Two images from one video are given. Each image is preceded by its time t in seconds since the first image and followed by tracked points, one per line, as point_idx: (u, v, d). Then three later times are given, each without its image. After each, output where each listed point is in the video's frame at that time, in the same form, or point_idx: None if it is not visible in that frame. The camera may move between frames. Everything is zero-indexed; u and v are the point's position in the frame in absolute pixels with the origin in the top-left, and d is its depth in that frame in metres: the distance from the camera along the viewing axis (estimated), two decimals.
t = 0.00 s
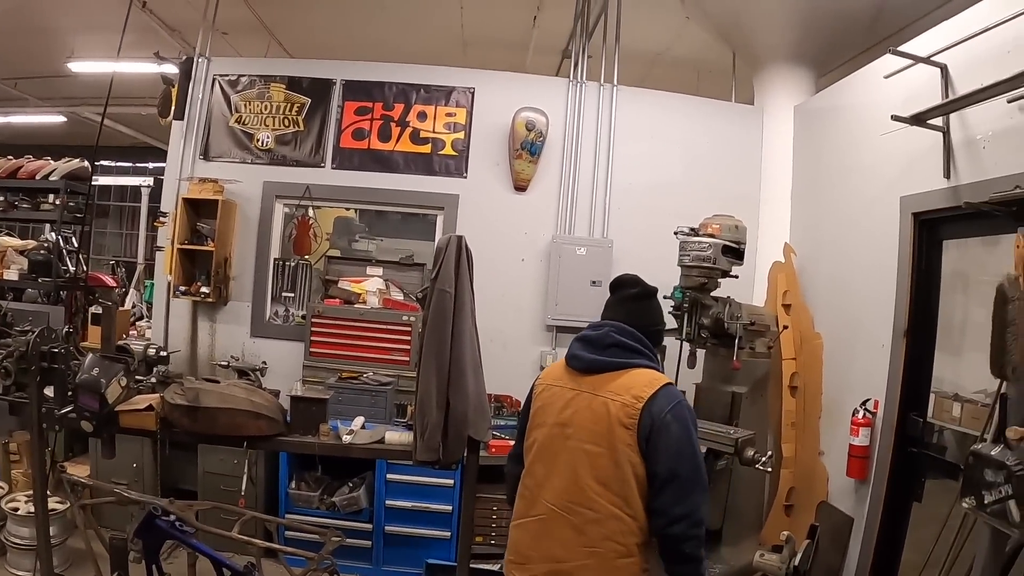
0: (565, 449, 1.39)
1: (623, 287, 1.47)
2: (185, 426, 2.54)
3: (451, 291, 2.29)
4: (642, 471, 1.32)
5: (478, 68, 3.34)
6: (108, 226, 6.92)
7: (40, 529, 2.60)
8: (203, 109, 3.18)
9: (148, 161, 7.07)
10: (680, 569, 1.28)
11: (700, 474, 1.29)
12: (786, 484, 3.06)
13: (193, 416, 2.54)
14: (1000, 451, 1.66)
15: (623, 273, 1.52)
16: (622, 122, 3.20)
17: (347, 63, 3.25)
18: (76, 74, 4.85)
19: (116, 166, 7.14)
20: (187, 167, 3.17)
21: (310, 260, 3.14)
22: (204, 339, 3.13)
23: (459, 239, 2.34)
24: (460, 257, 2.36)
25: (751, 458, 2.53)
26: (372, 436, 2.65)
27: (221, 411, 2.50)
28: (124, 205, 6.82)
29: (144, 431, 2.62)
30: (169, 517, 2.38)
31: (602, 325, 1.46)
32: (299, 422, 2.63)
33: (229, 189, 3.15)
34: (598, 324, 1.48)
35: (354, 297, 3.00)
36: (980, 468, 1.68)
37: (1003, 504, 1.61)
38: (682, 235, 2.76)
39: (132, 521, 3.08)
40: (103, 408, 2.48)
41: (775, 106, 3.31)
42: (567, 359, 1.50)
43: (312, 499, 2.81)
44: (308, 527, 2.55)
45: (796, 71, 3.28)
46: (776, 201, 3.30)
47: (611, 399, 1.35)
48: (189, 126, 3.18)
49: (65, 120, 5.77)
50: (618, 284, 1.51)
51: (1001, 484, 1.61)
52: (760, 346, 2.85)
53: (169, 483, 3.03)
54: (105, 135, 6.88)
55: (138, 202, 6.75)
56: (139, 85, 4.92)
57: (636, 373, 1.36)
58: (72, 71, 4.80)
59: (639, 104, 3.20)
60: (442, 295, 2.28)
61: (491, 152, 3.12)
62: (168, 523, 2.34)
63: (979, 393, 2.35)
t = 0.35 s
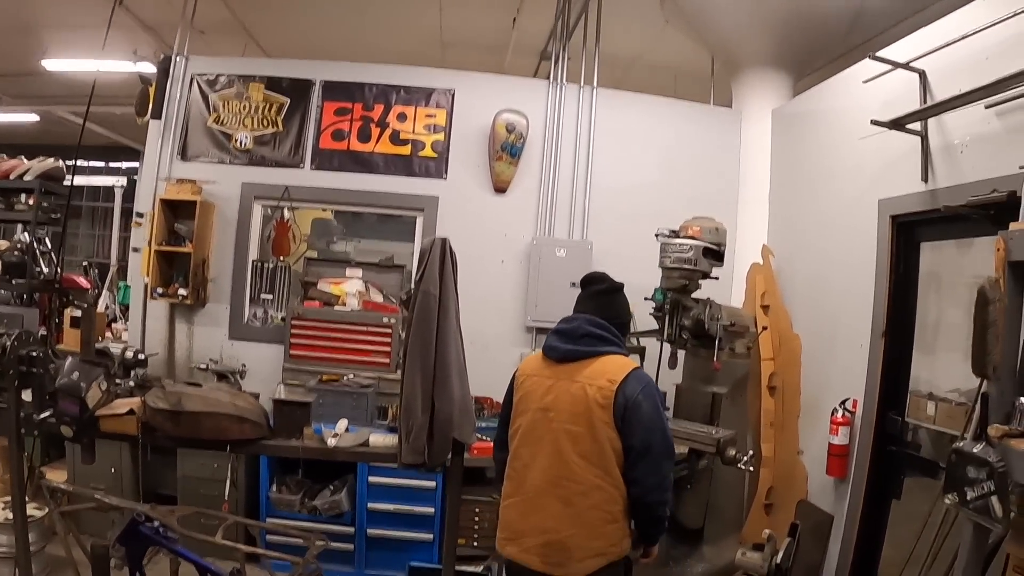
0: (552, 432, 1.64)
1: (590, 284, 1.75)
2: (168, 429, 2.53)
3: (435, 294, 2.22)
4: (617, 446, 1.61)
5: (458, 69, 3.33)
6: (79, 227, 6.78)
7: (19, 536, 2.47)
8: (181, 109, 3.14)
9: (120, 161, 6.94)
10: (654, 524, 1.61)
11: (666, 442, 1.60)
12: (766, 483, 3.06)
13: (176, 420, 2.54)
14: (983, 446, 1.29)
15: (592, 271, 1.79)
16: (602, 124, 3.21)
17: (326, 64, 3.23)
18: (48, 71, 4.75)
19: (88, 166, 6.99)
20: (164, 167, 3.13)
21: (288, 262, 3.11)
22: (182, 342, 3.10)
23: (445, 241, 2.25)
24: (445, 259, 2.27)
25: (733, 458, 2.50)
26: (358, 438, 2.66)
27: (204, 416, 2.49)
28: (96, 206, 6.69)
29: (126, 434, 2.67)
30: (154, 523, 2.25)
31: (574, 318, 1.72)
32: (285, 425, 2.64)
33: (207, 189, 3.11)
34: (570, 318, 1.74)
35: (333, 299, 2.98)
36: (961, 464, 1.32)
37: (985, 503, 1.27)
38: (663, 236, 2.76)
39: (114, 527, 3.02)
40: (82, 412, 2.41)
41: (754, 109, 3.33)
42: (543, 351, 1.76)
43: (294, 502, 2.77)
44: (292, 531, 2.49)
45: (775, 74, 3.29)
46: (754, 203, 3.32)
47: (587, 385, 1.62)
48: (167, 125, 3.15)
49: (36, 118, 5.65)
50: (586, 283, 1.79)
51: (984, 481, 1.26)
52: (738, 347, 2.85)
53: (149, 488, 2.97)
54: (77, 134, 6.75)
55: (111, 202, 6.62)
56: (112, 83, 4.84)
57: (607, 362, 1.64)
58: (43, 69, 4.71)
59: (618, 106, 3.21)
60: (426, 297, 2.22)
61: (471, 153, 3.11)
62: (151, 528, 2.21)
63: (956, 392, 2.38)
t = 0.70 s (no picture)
0: (550, 419, 1.81)
1: (577, 280, 1.93)
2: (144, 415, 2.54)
3: (410, 282, 2.16)
4: (611, 431, 1.79)
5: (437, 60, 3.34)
6: (54, 216, 6.72)
7: None
8: (158, 96, 3.12)
9: (98, 150, 6.88)
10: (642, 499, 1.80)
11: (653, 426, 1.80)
12: (738, 472, 3.03)
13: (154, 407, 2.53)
14: (947, 433, 1.40)
15: (578, 266, 1.96)
16: (578, 115, 3.23)
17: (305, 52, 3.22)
18: (23, 57, 4.70)
19: (64, 154, 6.92)
20: (142, 155, 3.11)
21: (266, 250, 3.12)
22: (158, 330, 3.09)
23: (419, 229, 2.19)
24: (419, 247, 2.21)
25: (704, 446, 2.51)
26: (332, 424, 2.67)
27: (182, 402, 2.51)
28: (73, 195, 6.64)
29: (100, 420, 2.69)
30: (129, 508, 2.15)
31: (564, 312, 1.91)
32: (258, 409, 2.67)
33: (185, 177, 3.11)
34: (560, 312, 1.92)
35: (310, 288, 2.97)
36: (926, 450, 1.43)
37: (950, 488, 1.38)
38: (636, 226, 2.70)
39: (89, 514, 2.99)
40: (59, 399, 2.31)
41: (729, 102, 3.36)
42: (536, 344, 1.92)
43: (269, 490, 2.77)
44: (269, 518, 2.43)
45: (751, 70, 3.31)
46: (730, 195, 3.33)
47: (583, 376, 1.79)
48: (144, 112, 3.13)
49: (11, 104, 5.59)
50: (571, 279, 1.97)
51: (949, 467, 1.37)
52: (711, 337, 2.88)
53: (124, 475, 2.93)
54: (53, 123, 6.68)
55: (88, 191, 6.56)
56: (90, 70, 4.80)
57: (601, 353, 1.81)
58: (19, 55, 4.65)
59: (595, 98, 3.24)
60: (400, 284, 2.16)
61: (448, 143, 3.13)
62: (127, 514, 2.11)
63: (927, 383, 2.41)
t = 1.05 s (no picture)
0: (567, 411, 1.96)
1: (590, 278, 2.08)
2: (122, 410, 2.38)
3: (387, 277, 2.16)
4: (624, 422, 1.97)
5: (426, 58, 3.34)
6: (54, 215, 6.81)
7: None
8: (149, 95, 3.15)
9: (98, 150, 6.96)
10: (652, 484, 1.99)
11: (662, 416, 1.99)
12: (727, 473, 2.97)
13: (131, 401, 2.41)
14: (926, 431, 1.34)
15: (590, 264, 2.11)
16: (567, 113, 3.22)
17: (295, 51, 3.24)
18: (22, 58, 4.76)
19: (64, 154, 7.00)
20: (133, 153, 3.14)
21: (255, 248, 3.13)
22: (147, 326, 3.11)
23: (396, 224, 2.20)
24: (396, 242, 2.21)
25: (688, 445, 2.47)
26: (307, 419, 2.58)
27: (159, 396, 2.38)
28: (73, 194, 6.73)
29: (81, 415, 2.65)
30: (106, 501, 2.16)
31: (580, 308, 2.06)
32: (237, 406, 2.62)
33: (174, 175, 3.13)
34: (576, 308, 2.06)
35: (296, 285, 3.02)
36: (905, 449, 1.38)
37: (929, 488, 1.32)
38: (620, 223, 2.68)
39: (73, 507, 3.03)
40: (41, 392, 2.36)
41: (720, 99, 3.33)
42: (550, 337, 2.06)
43: (253, 486, 2.75)
44: (247, 513, 2.42)
45: (742, 67, 3.29)
46: (720, 193, 3.30)
47: (601, 370, 1.95)
48: (135, 111, 3.15)
49: (10, 104, 5.65)
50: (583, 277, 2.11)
51: (927, 467, 1.32)
52: (698, 336, 2.84)
53: (112, 470, 2.95)
54: (54, 123, 6.76)
55: (87, 190, 6.64)
56: (87, 70, 4.86)
57: (615, 350, 1.98)
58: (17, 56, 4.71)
59: (583, 96, 3.23)
60: (377, 279, 2.16)
61: (435, 142, 3.13)
62: (102, 507, 2.13)
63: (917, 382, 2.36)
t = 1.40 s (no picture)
0: (509, 402, 1.92)
1: (527, 270, 2.04)
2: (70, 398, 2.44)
3: (325, 270, 2.15)
4: (566, 411, 1.96)
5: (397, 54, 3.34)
6: (51, 212, 6.97)
7: None
8: (122, 90, 3.19)
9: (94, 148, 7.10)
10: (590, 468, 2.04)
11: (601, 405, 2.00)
12: (692, 474, 2.88)
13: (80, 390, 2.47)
14: (860, 435, 1.27)
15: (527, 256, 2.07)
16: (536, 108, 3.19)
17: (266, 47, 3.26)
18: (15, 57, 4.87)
19: (60, 152, 7.13)
20: (105, 148, 3.19)
21: (222, 243, 3.15)
22: (117, 319, 3.16)
23: (336, 217, 2.20)
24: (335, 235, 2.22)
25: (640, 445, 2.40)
26: (248, 411, 2.63)
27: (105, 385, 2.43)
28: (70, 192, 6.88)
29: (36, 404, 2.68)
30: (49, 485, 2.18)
31: (519, 301, 2.00)
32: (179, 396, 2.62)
33: (145, 170, 3.17)
34: (515, 300, 2.01)
35: (260, 279, 3.03)
36: (839, 454, 1.30)
37: (861, 497, 1.24)
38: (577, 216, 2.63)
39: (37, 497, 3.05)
40: None
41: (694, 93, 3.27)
42: (489, 329, 1.98)
43: (212, 478, 2.76)
44: (195, 504, 2.43)
45: (716, 59, 3.22)
46: (692, 189, 3.24)
47: (543, 362, 1.92)
48: (109, 107, 3.20)
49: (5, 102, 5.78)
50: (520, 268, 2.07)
51: (860, 474, 1.24)
52: (659, 333, 2.78)
53: (78, 461, 2.98)
54: (51, 122, 6.91)
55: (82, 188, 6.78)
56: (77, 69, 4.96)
57: (555, 341, 1.95)
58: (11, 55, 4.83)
59: (553, 91, 3.19)
60: (315, 272, 2.15)
61: (401, 136, 3.12)
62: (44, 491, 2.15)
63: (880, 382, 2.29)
